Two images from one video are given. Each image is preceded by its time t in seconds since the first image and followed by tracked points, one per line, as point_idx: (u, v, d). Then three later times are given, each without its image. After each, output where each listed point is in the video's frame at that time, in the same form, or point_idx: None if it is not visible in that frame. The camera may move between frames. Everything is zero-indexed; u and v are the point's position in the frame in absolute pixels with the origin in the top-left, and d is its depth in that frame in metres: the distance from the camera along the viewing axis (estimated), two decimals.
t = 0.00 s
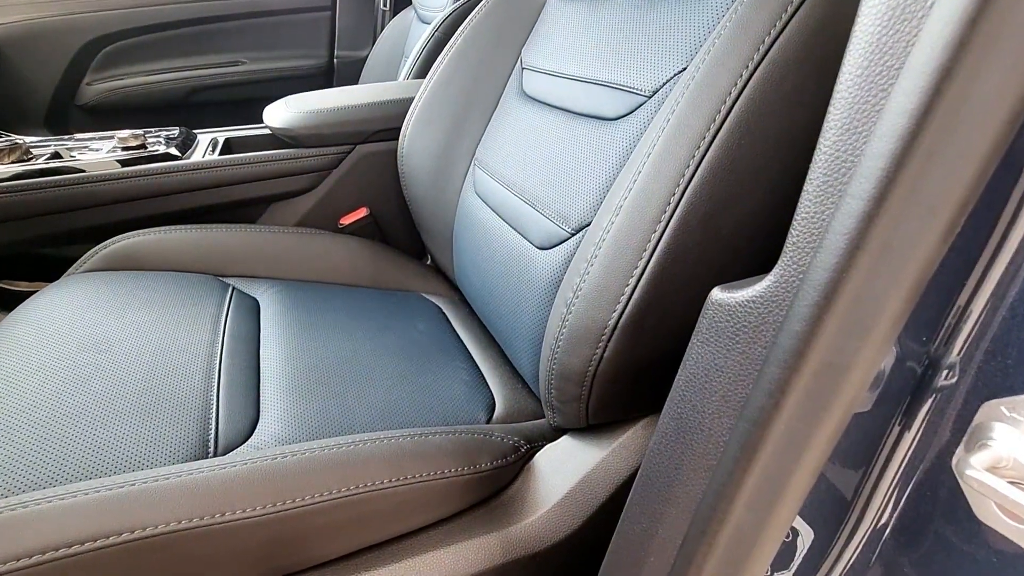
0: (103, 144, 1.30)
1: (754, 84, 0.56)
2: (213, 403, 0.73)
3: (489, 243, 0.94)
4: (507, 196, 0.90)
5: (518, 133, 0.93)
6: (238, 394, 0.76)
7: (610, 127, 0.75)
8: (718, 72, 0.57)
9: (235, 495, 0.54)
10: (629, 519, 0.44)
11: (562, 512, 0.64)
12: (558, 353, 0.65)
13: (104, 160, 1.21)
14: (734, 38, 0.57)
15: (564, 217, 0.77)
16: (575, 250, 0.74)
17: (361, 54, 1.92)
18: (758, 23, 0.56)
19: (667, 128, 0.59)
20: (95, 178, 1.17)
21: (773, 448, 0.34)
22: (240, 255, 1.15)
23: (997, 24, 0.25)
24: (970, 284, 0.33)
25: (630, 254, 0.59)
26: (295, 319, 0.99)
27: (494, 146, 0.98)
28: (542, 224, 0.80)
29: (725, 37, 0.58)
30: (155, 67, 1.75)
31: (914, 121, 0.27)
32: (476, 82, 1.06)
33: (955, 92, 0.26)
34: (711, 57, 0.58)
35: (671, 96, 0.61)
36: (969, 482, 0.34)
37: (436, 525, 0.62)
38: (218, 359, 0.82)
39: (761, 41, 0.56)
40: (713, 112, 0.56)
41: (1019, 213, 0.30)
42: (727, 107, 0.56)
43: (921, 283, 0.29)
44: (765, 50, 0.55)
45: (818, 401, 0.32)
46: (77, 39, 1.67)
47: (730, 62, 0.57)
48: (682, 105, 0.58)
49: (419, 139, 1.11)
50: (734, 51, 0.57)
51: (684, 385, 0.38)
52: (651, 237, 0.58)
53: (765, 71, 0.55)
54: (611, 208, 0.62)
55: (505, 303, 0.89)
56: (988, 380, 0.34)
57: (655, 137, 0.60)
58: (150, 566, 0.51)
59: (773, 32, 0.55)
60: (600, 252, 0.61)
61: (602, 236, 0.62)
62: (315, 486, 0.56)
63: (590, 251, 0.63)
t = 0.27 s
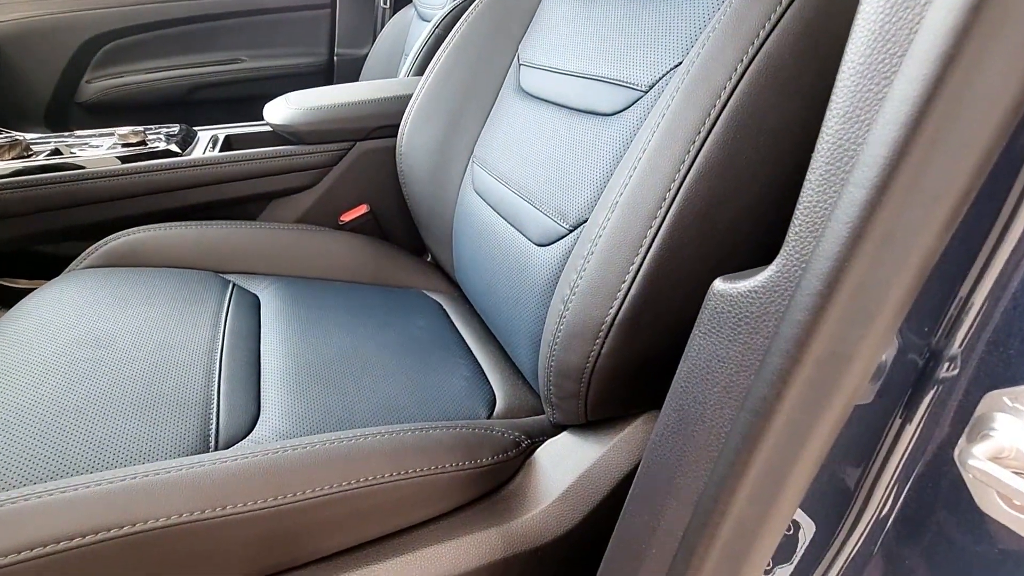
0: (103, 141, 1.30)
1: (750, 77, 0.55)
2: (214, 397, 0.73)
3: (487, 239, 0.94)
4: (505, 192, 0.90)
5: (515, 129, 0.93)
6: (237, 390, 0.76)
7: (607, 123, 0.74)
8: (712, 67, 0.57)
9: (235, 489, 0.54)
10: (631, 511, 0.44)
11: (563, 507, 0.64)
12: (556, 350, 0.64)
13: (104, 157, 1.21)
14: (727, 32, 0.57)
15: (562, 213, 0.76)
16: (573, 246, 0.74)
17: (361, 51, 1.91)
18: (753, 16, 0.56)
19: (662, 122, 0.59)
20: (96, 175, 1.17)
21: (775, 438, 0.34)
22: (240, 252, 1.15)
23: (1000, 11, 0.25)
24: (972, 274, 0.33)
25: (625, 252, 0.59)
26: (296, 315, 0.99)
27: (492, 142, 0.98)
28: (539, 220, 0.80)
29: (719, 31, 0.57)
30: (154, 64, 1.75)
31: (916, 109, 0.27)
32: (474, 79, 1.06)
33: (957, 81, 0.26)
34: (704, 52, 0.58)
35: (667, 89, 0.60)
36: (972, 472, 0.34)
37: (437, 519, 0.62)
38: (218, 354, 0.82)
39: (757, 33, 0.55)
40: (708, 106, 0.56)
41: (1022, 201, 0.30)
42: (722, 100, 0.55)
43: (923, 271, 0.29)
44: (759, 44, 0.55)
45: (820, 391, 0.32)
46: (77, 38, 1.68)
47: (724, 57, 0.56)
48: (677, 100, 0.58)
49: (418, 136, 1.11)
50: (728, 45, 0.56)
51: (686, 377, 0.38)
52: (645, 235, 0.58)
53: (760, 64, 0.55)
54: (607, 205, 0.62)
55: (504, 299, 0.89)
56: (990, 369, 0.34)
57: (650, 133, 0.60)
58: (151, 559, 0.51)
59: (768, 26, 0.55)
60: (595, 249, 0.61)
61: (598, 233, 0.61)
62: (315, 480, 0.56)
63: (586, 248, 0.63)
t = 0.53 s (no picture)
0: (112, 129, 1.29)
1: (771, 54, 0.55)
2: (230, 380, 0.73)
3: (498, 226, 0.94)
4: (518, 177, 0.90)
5: (527, 114, 0.93)
6: (254, 373, 0.76)
7: (621, 107, 0.74)
8: (733, 44, 0.56)
9: (256, 464, 0.54)
10: (666, 473, 0.46)
11: (580, 486, 0.64)
12: (575, 328, 0.64)
13: (110, 142, 1.20)
14: (749, 8, 0.56)
15: (576, 196, 0.76)
16: (588, 230, 0.74)
17: (365, 45, 1.91)
18: None
19: (683, 99, 0.58)
20: (107, 164, 1.17)
21: (808, 402, 0.35)
22: (251, 240, 1.15)
23: None
24: (1001, 242, 0.32)
25: (647, 226, 0.59)
26: (309, 301, 0.99)
27: (504, 129, 0.98)
28: (553, 204, 0.80)
29: (739, 9, 0.57)
30: (160, 57, 1.75)
31: (955, 70, 0.28)
32: (484, 67, 1.06)
33: (1001, 38, 0.27)
34: (725, 30, 0.57)
35: (686, 68, 0.60)
36: (1006, 436, 0.36)
37: (455, 499, 0.63)
38: (234, 338, 0.83)
39: (778, 9, 0.55)
40: (731, 82, 0.56)
41: None
42: (744, 77, 0.55)
43: (963, 230, 0.30)
44: (782, 20, 0.54)
45: (856, 350, 0.33)
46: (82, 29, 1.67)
47: (745, 33, 0.56)
48: (698, 77, 0.58)
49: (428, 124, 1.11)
50: (749, 20, 0.56)
51: (719, 342, 0.40)
52: (668, 209, 0.58)
53: (780, 41, 0.55)
54: (627, 182, 0.61)
55: (516, 286, 0.89)
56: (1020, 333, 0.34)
57: (671, 108, 0.59)
58: (175, 532, 0.51)
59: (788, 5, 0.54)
60: (615, 227, 0.61)
61: (618, 211, 0.61)
62: (336, 457, 0.56)
63: (604, 227, 0.62)
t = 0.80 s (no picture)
0: (134, 104, 1.28)
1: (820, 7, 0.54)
2: (264, 346, 0.73)
3: (525, 201, 0.89)
4: (544, 150, 0.87)
5: (552, 85, 0.91)
6: (287, 340, 0.76)
7: (656, 72, 0.73)
8: None
9: (300, 417, 0.54)
10: (728, 410, 0.49)
11: (614, 451, 0.64)
12: (616, 287, 0.64)
13: (135, 120, 1.19)
14: None
15: (608, 161, 0.75)
16: (622, 196, 0.72)
17: (378, 29, 1.83)
18: None
19: (731, 53, 0.58)
20: (128, 137, 1.17)
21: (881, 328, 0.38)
22: (272, 216, 1.14)
23: None
24: None
25: (697, 175, 0.58)
26: (334, 274, 0.98)
27: (528, 99, 0.95)
28: (583, 170, 0.79)
29: None
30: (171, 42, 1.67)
31: None
32: (509, 38, 1.01)
33: None
34: None
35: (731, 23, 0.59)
36: None
37: (493, 460, 0.63)
38: (265, 306, 0.82)
39: None
40: (781, 34, 0.55)
41: None
42: (794, 29, 0.55)
43: None
44: None
45: (933, 273, 0.36)
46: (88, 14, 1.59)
47: None
48: (746, 30, 0.57)
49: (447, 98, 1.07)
50: None
51: (789, 270, 0.43)
52: (718, 157, 0.57)
53: None
54: (671, 137, 0.61)
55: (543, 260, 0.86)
56: None
57: (718, 62, 0.59)
58: (221, 482, 0.51)
59: None
60: (662, 181, 0.60)
61: (665, 164, 0.61)
62: (379, 412, 0.56)
63: (651, 178, 0.62)
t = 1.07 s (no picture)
0: (207, 78, 1.24)
1: None
2: (329, 304, 0.73)
3: (580, 173, 0.87)
4: (604, 120, 0.84)
5: (612, 55, 0.90)
6: (351, 296, 0.77)
7: (724, 35, 0.70)
8: None
9: (373, 361, 0.57)
10: (800, 364, 0.50)
11: (673, 415, 0.65)
12: (679, 248, 0.64)
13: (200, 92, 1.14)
14: None
15: (672, 128, 0.73)
16: (685, 163, 0.70)
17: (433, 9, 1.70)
18: None
19: (806, 14, 0.58)
20: (199, 106, 1.11)
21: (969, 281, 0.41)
22: (332, 183, 1.10)
23: None
24: None
25: (769, 133, 0.59)
26: (396, 241, 0.95)
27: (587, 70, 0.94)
28: (645, 139, 0.76)
29: None
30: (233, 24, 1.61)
31: None
32: (569, 11, 1.01)
33: None
34: None
35: None
36: None
37: (549, 418, 0.65)
38: (328, 264, 0.84)
39: None
40: None
41: None
42: None
43: None
44: None
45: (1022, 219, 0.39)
46: None
47: None
48: None
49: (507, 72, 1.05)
50: None
51: (870, 213, 0.45)
52: (794, 112, 0.58)
53: None
54: (742, 97, 0.61)
55: (598, 233, 0.82)
56: None
57: (792, 24, 0.59)
58: (296, 417, 0.55)
59: None
60: (732, 139, 0.61)
61: (736, 121, 0.61)
62: (446, 361, 0.59)
63: (721, 135, 0.62)
